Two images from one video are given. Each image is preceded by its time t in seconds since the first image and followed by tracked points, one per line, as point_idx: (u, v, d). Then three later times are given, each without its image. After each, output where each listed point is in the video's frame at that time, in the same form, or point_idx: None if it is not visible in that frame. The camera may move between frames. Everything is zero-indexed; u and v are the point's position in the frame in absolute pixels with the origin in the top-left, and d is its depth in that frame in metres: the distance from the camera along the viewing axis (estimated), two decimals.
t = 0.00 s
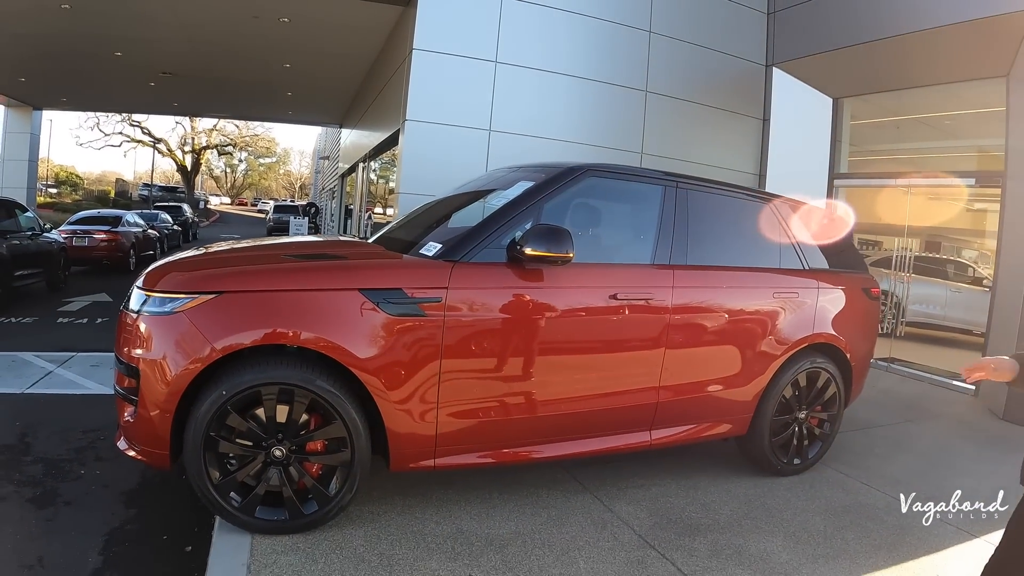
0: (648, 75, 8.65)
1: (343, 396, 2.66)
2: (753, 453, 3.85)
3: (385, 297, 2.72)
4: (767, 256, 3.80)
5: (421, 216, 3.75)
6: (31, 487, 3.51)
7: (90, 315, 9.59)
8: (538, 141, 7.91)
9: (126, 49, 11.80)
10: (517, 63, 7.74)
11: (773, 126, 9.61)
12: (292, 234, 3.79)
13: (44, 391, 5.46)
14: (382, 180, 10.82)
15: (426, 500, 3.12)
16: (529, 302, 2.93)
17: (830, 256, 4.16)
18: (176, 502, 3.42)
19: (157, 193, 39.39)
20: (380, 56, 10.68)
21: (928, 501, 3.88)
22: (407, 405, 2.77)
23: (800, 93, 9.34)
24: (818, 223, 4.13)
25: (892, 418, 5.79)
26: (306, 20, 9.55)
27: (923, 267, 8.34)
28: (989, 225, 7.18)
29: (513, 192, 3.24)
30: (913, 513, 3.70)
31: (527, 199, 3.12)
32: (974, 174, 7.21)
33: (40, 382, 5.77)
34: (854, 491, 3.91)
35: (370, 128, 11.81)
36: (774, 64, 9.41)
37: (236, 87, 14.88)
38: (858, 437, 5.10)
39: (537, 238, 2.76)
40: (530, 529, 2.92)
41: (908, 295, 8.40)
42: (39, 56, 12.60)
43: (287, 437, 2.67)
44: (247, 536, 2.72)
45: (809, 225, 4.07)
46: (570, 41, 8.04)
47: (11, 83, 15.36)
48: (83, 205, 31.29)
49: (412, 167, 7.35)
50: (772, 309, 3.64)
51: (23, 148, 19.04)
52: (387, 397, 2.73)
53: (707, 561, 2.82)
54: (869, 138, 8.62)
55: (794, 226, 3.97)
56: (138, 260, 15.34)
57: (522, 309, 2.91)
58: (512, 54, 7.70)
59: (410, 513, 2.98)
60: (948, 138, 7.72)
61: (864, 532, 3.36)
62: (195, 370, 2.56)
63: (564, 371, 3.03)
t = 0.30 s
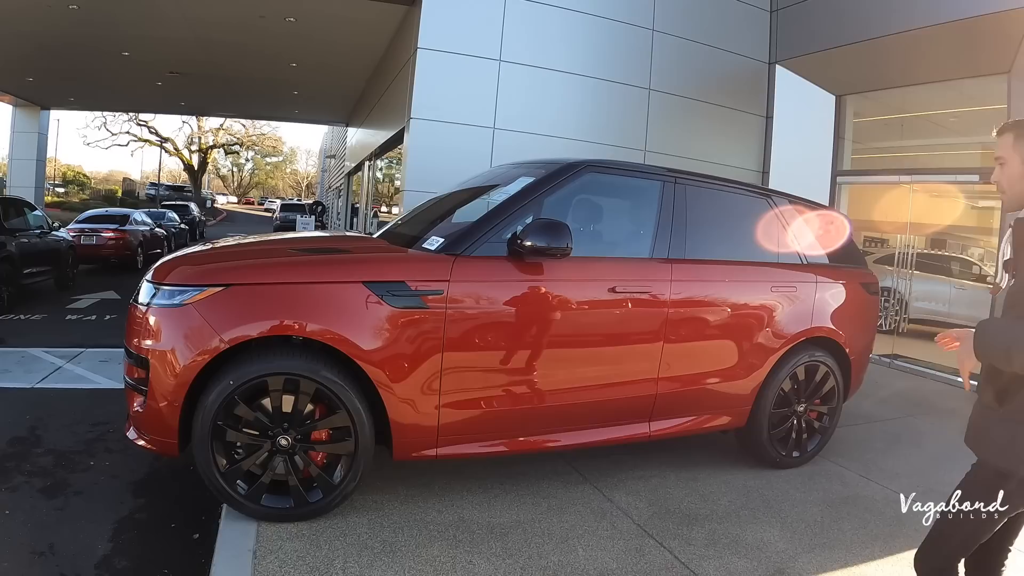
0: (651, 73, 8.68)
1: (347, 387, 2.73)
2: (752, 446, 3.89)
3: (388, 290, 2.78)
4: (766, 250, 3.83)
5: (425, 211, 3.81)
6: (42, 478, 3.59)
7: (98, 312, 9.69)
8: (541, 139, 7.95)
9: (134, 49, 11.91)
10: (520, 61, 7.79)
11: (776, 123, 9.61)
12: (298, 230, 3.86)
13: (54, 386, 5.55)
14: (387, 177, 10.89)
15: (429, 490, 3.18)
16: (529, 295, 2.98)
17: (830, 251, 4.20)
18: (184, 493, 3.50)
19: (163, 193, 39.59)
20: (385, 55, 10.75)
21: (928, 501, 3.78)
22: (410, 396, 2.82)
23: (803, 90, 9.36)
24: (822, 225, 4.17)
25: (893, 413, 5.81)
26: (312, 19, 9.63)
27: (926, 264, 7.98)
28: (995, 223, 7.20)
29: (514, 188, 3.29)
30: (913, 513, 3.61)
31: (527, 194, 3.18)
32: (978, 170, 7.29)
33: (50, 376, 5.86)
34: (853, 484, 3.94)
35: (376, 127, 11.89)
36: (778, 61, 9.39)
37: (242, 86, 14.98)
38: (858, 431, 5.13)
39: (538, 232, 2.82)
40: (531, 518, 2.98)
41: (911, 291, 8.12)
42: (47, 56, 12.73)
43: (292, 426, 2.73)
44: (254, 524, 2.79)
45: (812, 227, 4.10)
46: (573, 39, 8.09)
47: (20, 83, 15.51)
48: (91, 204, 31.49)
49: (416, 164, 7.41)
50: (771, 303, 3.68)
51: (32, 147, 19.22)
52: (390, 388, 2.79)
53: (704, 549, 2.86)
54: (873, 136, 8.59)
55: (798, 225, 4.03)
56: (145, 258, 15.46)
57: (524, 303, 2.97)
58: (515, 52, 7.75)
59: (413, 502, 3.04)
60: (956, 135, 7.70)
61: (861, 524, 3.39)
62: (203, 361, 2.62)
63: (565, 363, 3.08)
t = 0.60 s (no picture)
0: (657, 72, 8.70)
1: (353, 381, 2.77)
2: (755, 442, 3.91)
3: (392, 286, 2.82)
4: (767, 247, 3.85)
5: (429, 209, 3.85)
6: (52, 472, 3.64)
7: (106, 310, 9.78)
8: (546, 137, 7.99)
9: (142, 49, 12.00)
10: (526, 60, 7.83)
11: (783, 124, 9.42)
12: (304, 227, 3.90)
13: (62, 383, 5.61)
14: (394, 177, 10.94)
15: (433, 484, 3.22)
16: (532, 291, 3.01)
17: (831, 248, 4.22)
18: (191, 486, 3.54)
19: (171, 193, 39.79)
20: (391, 55, 10.81)
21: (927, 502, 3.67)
22: (416, 390, 2.86)
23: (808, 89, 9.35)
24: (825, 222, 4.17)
25: (896, 410, 5.81)
26: (319, 20, 9.70)
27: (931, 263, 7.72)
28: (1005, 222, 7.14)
29: (518, 185, 3.33)
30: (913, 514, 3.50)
31: (531, 191, 3.21)
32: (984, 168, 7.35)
33: (59, 374, 5.92)
34: (855, 480, 3.96)
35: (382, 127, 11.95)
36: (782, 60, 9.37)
37: (250, 86, 15.07)
38: (860, 428, 5.14)
39: (540, 229, 2.85)
40: (533, 511, 3.02)
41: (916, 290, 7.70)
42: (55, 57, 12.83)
43: (298, 420, 2.77)
44: (260, 516, 2.83)
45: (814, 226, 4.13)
46: (579, 38, 8.11)
47: (30, 83, 15.65)
48: (100, 204, 31.68)
49: (423, 162, 7.45)
50: (773, 299, 3.69)
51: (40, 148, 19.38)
52: (395, 382, 2.83)
53: (705, 543, 2.90)
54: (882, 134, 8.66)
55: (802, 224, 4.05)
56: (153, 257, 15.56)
57: (528, 300, 3.00)
58: (521, 51, 7.79)
59: (418, 496, 3.09)
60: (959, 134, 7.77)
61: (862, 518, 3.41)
62: (211, 356, 2.66)
63: (568, 359, 3.11)
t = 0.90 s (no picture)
0: (662, 70, 8.70)
1: (359, 377, 2.79)
2: (760, 438, 3.91)
3: (398, 282, 2.84)
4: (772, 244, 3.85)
5: (435, 206, 3.87)
6: (61, 467, 3.68)
7: (114, 309, 9.84)
8: (551, 136, 7.99)
9: (147, 49, 12.06)
10: (531, 59, 7.84)
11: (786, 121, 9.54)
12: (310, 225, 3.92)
13: (71, 380, 5.66)
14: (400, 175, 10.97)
15: (439, 479, 3.25)
16: (537, 287, 3.03)
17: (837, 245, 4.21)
18: (199, 481, 3.58)
19: (178, 192, 39.95)
20: (397, 54, 10.84)
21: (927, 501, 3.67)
22: (421, 385, 2.88)
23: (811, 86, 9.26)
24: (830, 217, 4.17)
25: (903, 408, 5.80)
26: (324, 19, 9.74)
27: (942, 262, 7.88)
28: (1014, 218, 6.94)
29: (522, 182, 3.35)
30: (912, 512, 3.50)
31: (535, 188, 3.23)
32: (990, 165, 7.20)
33: (67, 371, 5.97)
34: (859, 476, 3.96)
35: (389, 126, 12.00)
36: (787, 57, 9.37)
37: (256, 85, 15.12)
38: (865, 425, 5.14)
39: (544, 225, 2.86)
40: (538, 506, 3.03)
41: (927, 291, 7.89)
42: (63, 57, 12.91)
43: (305, 416, 2.80)
44: (267, 511, 2.86)
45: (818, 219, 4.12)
46: (583, 36, 8.11)
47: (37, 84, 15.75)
48: (108, 203, 31.83)
49: (428, 161, 7.48)
50: (778, 296, 3.70)
51: (47, 147, 19.52)
52: (400, 378, 2.85)
53: (708, 538, 2.91)
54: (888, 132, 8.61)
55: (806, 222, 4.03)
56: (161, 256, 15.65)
57: (533, 296, 3.02)
58: (525, 50, 7.80)
59: (423, 491, 3.11)
60: (965, 130, 7.62)
61: (866, 515, 3.41)
62: (218, 352, 2.69)
63: (573, 355, 3.13)
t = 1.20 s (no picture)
0: (667, 67, 8.68)
1: (366, 375, 2.80)
2: (766, 436, 3.91)
3: (405, 280, 2.85)
4: (778, 241, 3.84)
5: (441, 204, 3.88)
6: (69, 465, 3.71)
7: (122, 307, 9.88)
8: (557, 134, 7.99)
9: (152, 48, 12.09)
10: (536, 58, 7.83)
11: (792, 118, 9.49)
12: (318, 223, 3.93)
13: (79, 378, 5.69)
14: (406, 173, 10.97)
15: (445, 476, 3.25)
16: (543, 285, 3.03)
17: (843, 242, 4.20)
18: (205, 478, 3.60)
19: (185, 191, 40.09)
20: (403, 52, 10.85)
21: (927, 501, 3.65)
22: (427, 382, 2.89)
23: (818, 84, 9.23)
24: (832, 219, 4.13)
25: (910, 406, 5.78)
26: (329, 18, 9.76)
27: (946, 258, 8.05)
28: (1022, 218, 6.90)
29: (528, 180, 3.35)
30: (912, 513, 3.47)
31: (541, 186, 3.23)
32: (997, 163, 7.18)
33: (75, 369, 6.00)
34: (865, 474, 3.95)
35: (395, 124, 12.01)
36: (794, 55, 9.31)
37: (261, 84, 15.16)
38: (872, 422, 5.13)
39: (551, 223, 2.86)
40: (544, 504, 3.04)
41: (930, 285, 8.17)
42: (69, 57, 12.96)
43: (312, 413, 2.81)
44: (274, 508, 2.88)
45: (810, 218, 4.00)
46: (588, 34, 8.10)
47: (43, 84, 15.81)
48: (115, 202, 31.96)
49: (434, 160, 7.49)
50: (784, 294, 3.69)
51: (54, 147, 19.61)
52: (407, 375, 2.86)
53: (714, 535, 2.91)
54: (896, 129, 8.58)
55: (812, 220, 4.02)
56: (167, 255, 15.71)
57: (539, 294, 3.02)
58: (531, 48, 7.79)
59: (430, 488, 3.11)
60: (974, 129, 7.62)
61: (871, 513, 3.42)
62: (226, 349, 2.70)
63: (579, 353, 3.13)
